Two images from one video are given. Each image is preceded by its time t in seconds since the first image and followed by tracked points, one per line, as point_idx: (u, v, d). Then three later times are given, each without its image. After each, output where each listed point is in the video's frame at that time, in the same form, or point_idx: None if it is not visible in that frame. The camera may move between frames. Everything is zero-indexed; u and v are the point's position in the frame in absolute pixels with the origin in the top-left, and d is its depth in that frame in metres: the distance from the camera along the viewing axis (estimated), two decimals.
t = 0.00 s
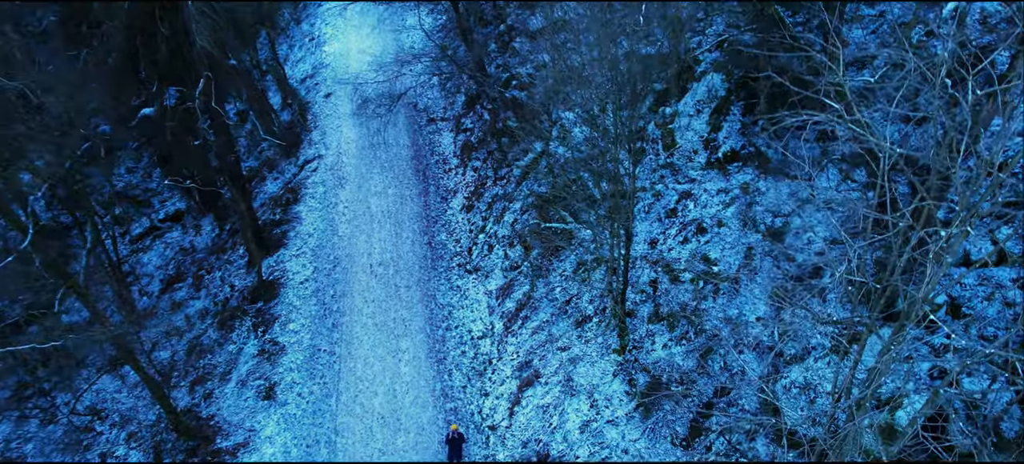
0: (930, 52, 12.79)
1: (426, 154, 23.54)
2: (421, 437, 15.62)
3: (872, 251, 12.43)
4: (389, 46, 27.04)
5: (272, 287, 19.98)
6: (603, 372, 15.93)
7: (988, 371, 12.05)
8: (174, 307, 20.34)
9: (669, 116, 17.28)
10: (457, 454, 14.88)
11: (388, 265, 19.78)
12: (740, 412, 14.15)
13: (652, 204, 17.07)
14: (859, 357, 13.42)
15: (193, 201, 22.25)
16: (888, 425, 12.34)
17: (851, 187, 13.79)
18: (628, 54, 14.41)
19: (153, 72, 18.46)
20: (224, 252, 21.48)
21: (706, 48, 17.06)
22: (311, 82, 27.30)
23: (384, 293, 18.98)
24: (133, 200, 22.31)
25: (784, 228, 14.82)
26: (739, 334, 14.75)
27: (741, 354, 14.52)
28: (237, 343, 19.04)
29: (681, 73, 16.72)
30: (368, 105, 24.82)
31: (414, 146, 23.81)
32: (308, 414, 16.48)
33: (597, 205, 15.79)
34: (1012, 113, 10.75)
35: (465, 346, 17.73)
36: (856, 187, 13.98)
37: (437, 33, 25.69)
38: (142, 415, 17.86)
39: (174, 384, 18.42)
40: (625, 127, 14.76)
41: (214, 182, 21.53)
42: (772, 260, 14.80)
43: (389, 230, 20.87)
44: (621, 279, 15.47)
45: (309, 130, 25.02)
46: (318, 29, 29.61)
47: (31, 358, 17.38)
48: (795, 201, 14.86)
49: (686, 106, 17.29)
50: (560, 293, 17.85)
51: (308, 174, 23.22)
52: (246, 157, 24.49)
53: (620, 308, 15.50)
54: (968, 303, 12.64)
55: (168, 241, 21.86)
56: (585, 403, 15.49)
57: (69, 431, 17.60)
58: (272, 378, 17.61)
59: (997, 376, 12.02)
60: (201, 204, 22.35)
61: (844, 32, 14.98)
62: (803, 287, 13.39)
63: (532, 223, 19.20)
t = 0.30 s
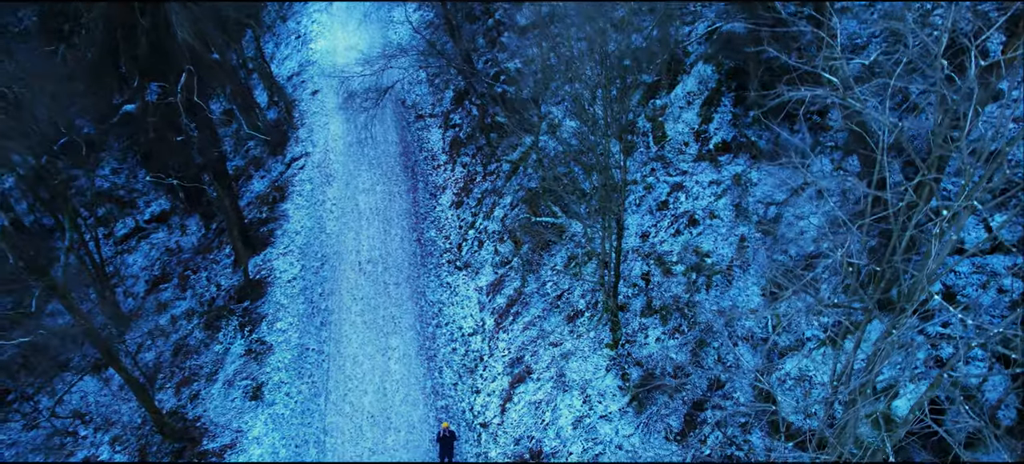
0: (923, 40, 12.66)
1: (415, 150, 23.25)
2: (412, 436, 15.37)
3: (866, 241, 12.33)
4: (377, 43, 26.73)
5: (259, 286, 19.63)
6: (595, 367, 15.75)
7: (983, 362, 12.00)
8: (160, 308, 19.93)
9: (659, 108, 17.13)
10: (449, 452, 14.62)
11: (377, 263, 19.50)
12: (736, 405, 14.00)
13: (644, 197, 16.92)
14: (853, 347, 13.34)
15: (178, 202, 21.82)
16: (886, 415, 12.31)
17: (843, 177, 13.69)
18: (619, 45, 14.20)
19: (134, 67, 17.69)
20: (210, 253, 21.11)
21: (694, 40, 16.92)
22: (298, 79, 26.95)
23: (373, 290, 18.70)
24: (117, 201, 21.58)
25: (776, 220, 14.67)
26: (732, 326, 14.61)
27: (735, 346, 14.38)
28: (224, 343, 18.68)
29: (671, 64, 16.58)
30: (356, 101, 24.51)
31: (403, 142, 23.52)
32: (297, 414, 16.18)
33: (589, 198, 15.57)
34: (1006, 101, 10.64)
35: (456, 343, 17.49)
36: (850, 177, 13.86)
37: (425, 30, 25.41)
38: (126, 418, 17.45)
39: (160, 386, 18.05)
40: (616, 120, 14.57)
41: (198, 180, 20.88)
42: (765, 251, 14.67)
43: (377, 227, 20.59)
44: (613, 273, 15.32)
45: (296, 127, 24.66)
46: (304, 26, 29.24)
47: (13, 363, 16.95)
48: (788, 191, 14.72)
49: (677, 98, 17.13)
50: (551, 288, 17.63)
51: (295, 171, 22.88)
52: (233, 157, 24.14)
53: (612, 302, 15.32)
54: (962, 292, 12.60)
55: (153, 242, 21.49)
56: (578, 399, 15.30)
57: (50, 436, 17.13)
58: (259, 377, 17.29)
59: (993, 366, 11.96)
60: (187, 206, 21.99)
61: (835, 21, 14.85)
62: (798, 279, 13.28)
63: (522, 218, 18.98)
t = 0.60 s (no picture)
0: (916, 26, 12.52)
1: (404, 145, 22.96)
2: (403, 433, 15.09)
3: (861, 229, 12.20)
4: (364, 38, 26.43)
5: (246, 283, 19.28)
6: (588, 361, 15.57)
7: (981, 350, 11.90)
8: (145, 307, 19.54)
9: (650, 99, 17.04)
10: (440, 449, 14.34)
11: (366, 259, 19.21)
12: (731, 397, 13.85)
13: (636, 188, 16.79)
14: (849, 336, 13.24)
15: (163, 200, 21.34)
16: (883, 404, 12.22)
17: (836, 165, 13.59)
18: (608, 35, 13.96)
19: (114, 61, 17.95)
20: (196, 251, 20.71)
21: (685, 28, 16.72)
22: (285, 75, 26.57)
23: (362, 287, 18.41)
24: (101, 201, 21.04)
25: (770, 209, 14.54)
26: (726, 317, 14.46)
27: (730, 337, 14.23)
28: (210, 342, 18.32)
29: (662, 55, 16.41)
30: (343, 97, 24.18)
31: (391, 138, 23.22)
32: (285, 412, 15.85)
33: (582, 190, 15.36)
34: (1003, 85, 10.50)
35: (446, 338, 17.24)
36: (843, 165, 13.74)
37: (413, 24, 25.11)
38: (111, 420, 17.06)
39: (145, 387, 17.68)
40: (608, 111, 14.36)
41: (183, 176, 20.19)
42: (758, 241, 14.54)
43: (366, 223, 20.29)
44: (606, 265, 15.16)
45: (283, 124, 24.29)
46: (291, 22, 28.85)
47: None
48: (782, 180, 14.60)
49: (667, 88, 16.98)
50: (542, 281, 17.42)
51: (283, 167, 22.54)
52: (219, 153, 23.71)
53: (605, 294, 15.15)
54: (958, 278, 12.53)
55: (139, 242, 21.09)
56: (571, 393, 15.11)
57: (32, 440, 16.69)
58: (246, 376, 16.95)
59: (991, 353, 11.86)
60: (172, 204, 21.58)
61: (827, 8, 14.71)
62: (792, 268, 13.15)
63: (512, 212, 18.78)
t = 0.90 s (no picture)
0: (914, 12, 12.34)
1: (396, 141, 22.72)
2: (396, 430, 14.87)
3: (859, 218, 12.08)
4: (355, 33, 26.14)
5: (237, 280, 19.01)
6: (583, 355, 15.41)
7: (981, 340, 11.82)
8: (134, 306, 19.25)
9: (644, 91, 16.90)
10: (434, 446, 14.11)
11: (357, 254, 18.97)
12: (728, 389, 13.72)
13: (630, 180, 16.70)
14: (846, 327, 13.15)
15: (152, 197, 21.06)
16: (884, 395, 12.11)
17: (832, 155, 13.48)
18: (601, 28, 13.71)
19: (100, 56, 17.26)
20: (186, 249, 20.40)
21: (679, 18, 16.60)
22: (276, 72, 26.27)
23: (354, 283, 18.18)
24: (90, 200, 20.88)
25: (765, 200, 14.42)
26: (723, 309, 14.32)
27: (726, 329, 14.10)
28: (200, 339, 18.03)
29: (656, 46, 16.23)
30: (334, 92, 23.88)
31: (383, 133, 22.97)
32: (276, 410, 15.60)
33: (576, 183, 15.19)
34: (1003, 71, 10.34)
35: (440, 334, 17.04)
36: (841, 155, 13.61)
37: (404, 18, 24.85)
38: (100, 420, 16.77)
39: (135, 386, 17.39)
40: (603, 103, 14.18)
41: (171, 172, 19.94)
42: (755, 232, 14.41)
43: (358, 218, 20.05)
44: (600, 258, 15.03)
45: (274, 120, 23.94)
46: (281, 19, 28.54)
47: None
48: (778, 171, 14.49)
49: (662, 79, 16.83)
50: (537, 275, 17.23)
51: (274, 164, 22.26)
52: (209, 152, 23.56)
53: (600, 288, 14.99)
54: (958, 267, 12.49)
55: (128, 241, 20.77)
56: (566, 388, 14.94)
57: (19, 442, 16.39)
58: (237, 374, 16.68)
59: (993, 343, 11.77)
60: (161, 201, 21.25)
61: None
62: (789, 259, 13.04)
63: (505, 206, 18.61)
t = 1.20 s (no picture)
0: None
1: (390, 136, 22.50)
2: (390, 426, 14.67)
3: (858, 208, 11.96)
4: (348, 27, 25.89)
5: (229, 276, 18.76)
6: (580, 349, 15.24)
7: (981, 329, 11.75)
8: (125, 303, 18.98)
9: (640, 83, 16.82)
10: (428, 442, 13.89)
11: (351, 250, 18.76)
12: (727, 382, 13.58)
13: (627, 172, 16.64)
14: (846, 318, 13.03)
15: (143, 193, 20.80)
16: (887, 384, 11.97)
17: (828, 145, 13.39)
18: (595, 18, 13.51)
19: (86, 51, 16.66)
20: (177, 245, 20.12)
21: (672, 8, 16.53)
22: (269, 67, 26.00)
23: (347, 278, 17.96)
24: (80, 198, 20.63)
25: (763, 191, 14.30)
26: (721, 301, 14.17)
27: (724, 321, 13.97)
28: (192, 336, 17.76)
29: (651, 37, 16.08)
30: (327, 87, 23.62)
31: (376, 128, 22.75)
32: (268, 406, 15.38)
33: (573, 175, 15.01)
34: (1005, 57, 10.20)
35: (434, 329, 16.86)
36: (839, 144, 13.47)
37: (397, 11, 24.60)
38: (90, 419, 16.49)
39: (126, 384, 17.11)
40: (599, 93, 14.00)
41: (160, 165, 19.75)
42: (753, 224, 14.28)
43: (351, 214, 19.83)
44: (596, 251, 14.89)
45: (266, 116, 23.73)
46: (274, 15, 28.26)
47: None
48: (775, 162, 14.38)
49: (658, 71, 16.69)
50: (533, 269, 17.03)
51: (266, 159, 22.01)
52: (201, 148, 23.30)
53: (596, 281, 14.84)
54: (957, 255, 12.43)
55: (119, 238, 20.47)
56: (563, 382, 14.79)
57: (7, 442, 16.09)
58: (229, 370, 16.44)
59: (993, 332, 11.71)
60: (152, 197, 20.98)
61: None
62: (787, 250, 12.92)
63: (501, 200, 18.43)
